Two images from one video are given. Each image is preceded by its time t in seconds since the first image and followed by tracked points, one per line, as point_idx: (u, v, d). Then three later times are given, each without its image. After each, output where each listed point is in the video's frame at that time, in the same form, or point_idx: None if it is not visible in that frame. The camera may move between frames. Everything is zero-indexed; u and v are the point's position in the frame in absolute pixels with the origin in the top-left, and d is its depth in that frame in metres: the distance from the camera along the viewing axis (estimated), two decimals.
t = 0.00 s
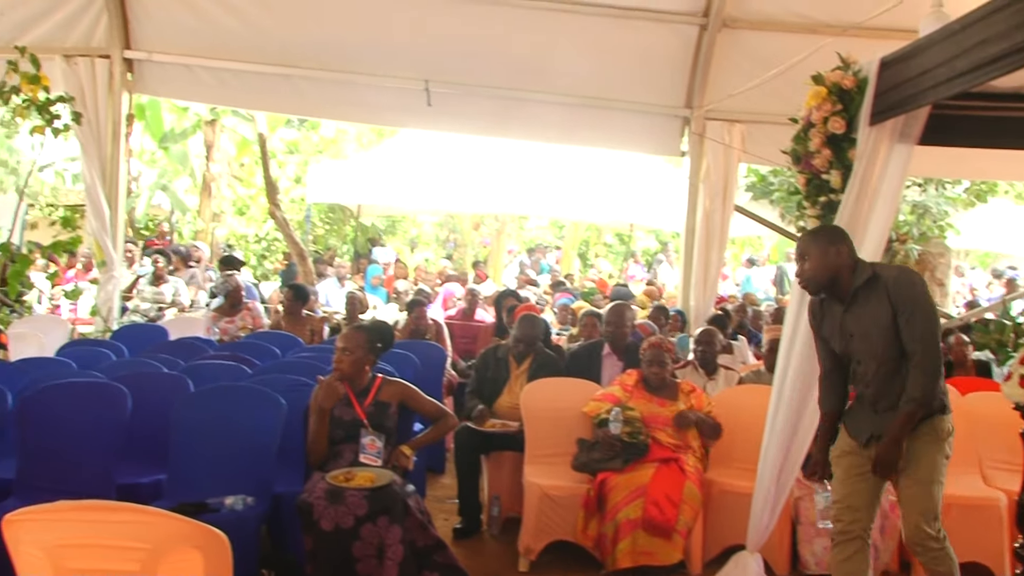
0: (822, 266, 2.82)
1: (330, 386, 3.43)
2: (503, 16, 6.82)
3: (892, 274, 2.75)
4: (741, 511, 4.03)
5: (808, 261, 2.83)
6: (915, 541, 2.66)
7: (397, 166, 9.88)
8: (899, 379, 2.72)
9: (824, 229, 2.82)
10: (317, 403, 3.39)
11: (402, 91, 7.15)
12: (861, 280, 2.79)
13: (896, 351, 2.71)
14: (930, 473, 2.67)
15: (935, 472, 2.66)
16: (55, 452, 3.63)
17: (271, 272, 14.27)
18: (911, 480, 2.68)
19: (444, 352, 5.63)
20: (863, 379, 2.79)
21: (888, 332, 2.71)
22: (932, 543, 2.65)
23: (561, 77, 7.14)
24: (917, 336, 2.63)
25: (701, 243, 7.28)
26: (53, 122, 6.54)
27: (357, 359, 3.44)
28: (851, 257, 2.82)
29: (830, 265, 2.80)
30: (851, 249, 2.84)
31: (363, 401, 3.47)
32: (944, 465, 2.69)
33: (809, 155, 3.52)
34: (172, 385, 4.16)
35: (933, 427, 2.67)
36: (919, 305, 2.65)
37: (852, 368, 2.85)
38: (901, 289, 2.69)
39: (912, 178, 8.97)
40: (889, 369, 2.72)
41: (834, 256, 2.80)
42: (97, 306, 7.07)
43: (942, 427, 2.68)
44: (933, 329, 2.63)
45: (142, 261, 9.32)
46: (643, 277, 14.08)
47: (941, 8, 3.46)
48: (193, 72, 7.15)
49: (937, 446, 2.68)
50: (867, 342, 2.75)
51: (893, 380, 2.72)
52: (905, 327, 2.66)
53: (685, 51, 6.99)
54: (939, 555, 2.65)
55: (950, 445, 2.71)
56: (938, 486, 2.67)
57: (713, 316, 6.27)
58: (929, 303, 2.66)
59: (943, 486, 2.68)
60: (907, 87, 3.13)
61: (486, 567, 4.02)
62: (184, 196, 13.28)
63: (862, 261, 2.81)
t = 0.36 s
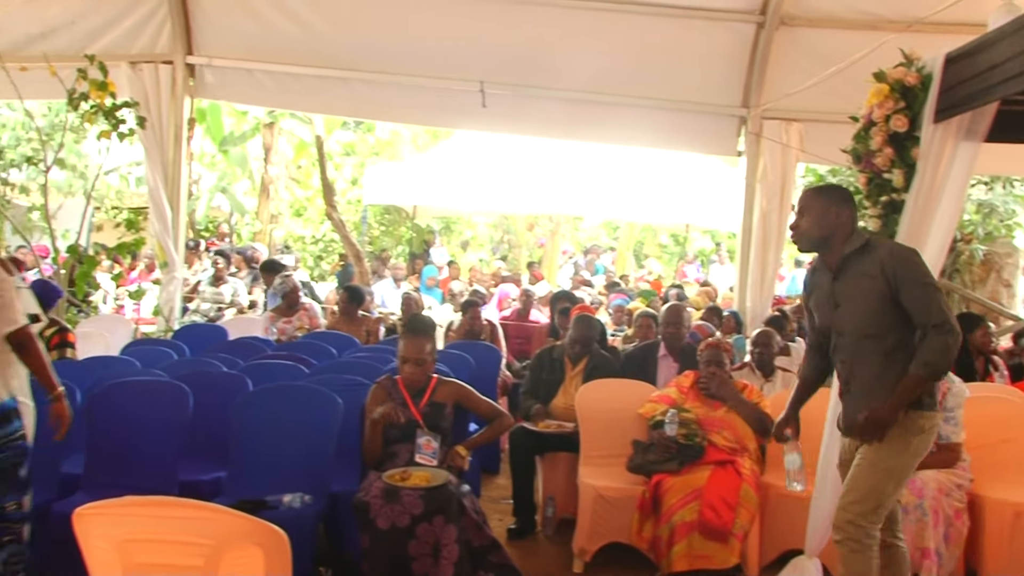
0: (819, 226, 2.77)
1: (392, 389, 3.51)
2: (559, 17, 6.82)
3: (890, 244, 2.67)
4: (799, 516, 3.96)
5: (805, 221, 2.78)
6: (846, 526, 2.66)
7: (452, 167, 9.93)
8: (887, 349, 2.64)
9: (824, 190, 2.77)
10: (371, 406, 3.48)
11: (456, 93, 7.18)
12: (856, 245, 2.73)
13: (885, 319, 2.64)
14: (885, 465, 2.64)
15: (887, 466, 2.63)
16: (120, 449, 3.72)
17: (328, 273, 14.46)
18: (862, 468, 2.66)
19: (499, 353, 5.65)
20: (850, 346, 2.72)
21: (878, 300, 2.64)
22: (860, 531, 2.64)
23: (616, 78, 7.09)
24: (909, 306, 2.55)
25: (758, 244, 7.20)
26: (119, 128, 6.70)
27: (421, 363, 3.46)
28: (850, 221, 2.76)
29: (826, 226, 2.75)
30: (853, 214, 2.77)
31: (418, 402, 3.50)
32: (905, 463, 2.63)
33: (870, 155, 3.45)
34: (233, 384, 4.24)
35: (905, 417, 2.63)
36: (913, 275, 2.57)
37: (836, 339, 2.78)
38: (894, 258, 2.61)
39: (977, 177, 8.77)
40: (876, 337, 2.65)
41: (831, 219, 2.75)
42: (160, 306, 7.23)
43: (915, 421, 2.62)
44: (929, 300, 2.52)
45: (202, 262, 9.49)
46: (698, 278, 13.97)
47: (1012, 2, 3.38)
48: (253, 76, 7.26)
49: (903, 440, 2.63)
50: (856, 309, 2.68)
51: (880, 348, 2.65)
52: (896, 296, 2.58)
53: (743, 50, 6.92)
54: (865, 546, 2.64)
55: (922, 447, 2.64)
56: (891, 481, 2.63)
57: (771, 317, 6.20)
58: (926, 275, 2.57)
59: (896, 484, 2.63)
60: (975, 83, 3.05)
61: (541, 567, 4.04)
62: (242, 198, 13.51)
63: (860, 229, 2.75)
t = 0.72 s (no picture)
0: (805, 205, 2.63)
1: (449, 390, 3.53)
2: (614, 17, 6.79)
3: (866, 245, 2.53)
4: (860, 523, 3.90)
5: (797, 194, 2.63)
6: (793, 556, 2.55)
7: (507, 168, 9.97)
8: (825, 349, 2.54)
9: (823, 169, 2.61)
10: (433, 403, 3.50)
11: (511, 95, 7.19)
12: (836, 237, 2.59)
13: (833, 320, 2.53)
14: (820, 488, 2.52)
15: (826, 486, 2.51)
16: (182, 447, 3.79)
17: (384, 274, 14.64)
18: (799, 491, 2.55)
19: (555, 355, 5.65)
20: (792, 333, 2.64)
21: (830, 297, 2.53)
22: (809, 559, 2.52)
23: (672, 78, 7.02)
24: (853, 314, 2.45)
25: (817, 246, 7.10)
26: (182, 132, 6.84)
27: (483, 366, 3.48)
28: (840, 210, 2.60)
29: (814, 209, 2.60)
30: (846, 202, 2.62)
31: (475, 404, 3.51)
32: (844, 482, 2.51)
33: (934, 153, 2.97)
34: (291, 384, 4.29)
35: (840, 432, 2.51)
36: (869, 286, 2.44)
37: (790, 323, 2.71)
38: (859, 261, 2.48)
39: None
40: (817, 335, 2.56)
41: (820, 201, 2.60)
42: (220, 307, 7.37)
43: (852, 435, 2.51)
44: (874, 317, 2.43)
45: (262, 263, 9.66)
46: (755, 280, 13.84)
47: None
48: (311, 80, 7.35)
49: (839, 458, 2.51)
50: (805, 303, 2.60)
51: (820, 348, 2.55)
52: (847, 300, 2.47)
53: (802, 49, 6.82)
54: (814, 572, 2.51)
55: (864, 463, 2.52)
56: (833, 501, 2.51)
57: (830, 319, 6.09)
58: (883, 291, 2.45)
59: (838, 505, 2.50)
60: None
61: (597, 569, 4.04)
62: (301, 200, 13.72)
63: (842, 223, 2.60)
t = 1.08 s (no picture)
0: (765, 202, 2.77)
1: (507, 391, 3.54)
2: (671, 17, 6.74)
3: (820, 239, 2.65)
4: (926, 530, 3.82)
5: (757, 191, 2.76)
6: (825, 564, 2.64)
7: (563, 170, 9.97)
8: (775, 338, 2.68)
9: (785, 167, 2.74)
10: (490, 402, 3.53)
11: (567, 97, 7.18)
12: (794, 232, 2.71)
13: (784, 310, 2.67)
14: (813, 497, 2.62)
15: (823, 494, 2.61)
16: (242, 446, 3.85)
17: (440, 276, 14.78)
18: (797, 506, 2.64)
19: (611, 357, 5.63)
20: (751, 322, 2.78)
21: (783, 287, 2.67)
22: (839, 566, 2.62)
23: (730, 78, 6.95)
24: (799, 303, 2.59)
25: (878, 247, 6.98)
26: (243, 137, 6.96)
27: (538, 364, 3.50)
28: (802, 205, 2.72)
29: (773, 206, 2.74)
30: (808, 198, 2.74)
31: (532, 404, 3.52)
32: (835, 483, 2.62)
33: (1005, 151, 2.76)
34: (349, 383, 4.34)
35: (813, 438, 2.62)
36: (816, 277, 2.58)
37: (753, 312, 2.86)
38: (811, 255, 2.61)
39: None
40: (771, 324, 2.70)
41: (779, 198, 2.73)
42: (280, 308, 7.48)
43: (824, 435, 2.61)
44: (819, 307, 2.56)
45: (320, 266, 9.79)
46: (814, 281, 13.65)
47: None
48: (368, 84, 7.44)
49: (822, 463, 2.62)
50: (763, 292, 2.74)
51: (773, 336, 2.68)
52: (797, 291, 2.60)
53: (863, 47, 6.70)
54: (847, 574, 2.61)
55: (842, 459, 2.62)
56: (836, 504, 2.62)
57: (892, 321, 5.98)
58: (830, 282, 2.57)
59: (842, 506, 2.61)
60: None
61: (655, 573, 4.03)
62: (358, 203, 13.88)
63: (802, 216, 2.72)
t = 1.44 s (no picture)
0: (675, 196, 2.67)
1: (543, 394, 3.53)
2: (708, 17, 6.70)
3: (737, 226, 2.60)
4: (968, 534, 3.75)
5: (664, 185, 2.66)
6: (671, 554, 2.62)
7: (599, 171, 9.95)
8: (703, 326, 2.59)
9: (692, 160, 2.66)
10: (526, 403, 3.53)
11: (603, 98, 7.16)
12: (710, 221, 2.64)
13: (710, 298, 2.58)
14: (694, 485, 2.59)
15: (699, 484, 2.58)
16: (279, 446, 3.89)
17: (476, 277, 14.81)
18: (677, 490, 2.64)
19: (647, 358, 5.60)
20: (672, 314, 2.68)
21: (708, 274, 2.59)
22: (684, 560, 2.58)
23: (768, 77, 6.87)
24: (729, 289, 2.52)
25: (919, 248, 6.89)
26: (282, 139, 7.03)
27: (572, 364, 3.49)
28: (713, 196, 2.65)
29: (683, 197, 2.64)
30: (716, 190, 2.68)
31: (568, 405, 3.52)
32: (715, 480, 2.57)
33: None
34: (386, 384, 4.36)
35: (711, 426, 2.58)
36: (743, 263, 2.52)
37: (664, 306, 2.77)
38: (736, 240, 2.55)
39: None
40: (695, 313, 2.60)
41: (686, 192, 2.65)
42: (317, 309, 7.54)
43: (729, 429, 2.56)
44: (749, 292, 2.50)
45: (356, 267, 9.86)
46: (853, 283, 13.50)
47: None
48: (405, 85, 7.44)
49: (711, 454, 2.57)
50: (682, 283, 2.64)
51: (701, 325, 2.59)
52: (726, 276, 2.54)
53: (904, 45, 6.61)
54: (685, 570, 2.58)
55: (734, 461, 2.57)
56: (709, 500, 2.58)
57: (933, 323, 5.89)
58: (755, 267, 2.52)
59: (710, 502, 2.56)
60: None
61: None
62: (395, 204, 13.95)
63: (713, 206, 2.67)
